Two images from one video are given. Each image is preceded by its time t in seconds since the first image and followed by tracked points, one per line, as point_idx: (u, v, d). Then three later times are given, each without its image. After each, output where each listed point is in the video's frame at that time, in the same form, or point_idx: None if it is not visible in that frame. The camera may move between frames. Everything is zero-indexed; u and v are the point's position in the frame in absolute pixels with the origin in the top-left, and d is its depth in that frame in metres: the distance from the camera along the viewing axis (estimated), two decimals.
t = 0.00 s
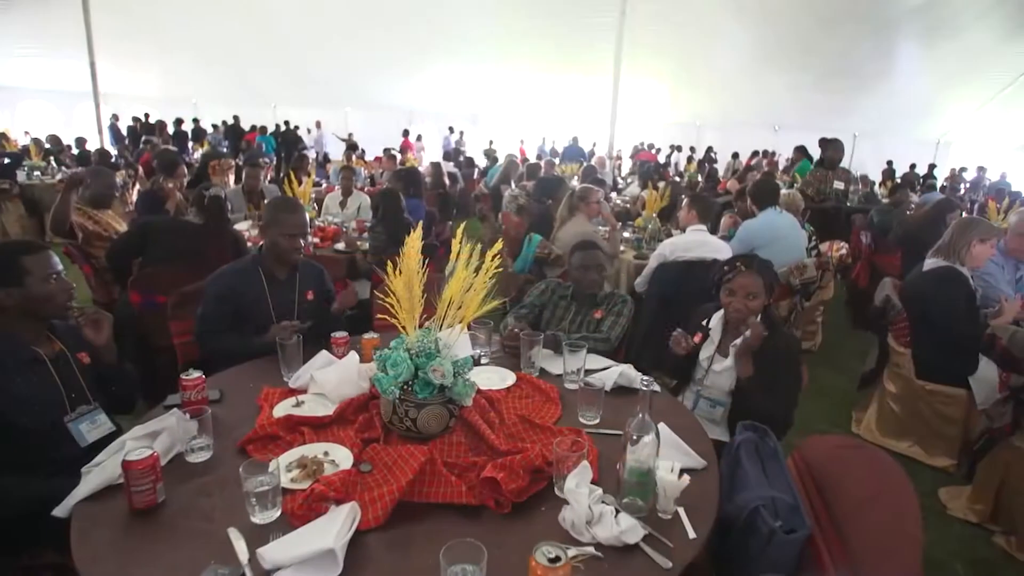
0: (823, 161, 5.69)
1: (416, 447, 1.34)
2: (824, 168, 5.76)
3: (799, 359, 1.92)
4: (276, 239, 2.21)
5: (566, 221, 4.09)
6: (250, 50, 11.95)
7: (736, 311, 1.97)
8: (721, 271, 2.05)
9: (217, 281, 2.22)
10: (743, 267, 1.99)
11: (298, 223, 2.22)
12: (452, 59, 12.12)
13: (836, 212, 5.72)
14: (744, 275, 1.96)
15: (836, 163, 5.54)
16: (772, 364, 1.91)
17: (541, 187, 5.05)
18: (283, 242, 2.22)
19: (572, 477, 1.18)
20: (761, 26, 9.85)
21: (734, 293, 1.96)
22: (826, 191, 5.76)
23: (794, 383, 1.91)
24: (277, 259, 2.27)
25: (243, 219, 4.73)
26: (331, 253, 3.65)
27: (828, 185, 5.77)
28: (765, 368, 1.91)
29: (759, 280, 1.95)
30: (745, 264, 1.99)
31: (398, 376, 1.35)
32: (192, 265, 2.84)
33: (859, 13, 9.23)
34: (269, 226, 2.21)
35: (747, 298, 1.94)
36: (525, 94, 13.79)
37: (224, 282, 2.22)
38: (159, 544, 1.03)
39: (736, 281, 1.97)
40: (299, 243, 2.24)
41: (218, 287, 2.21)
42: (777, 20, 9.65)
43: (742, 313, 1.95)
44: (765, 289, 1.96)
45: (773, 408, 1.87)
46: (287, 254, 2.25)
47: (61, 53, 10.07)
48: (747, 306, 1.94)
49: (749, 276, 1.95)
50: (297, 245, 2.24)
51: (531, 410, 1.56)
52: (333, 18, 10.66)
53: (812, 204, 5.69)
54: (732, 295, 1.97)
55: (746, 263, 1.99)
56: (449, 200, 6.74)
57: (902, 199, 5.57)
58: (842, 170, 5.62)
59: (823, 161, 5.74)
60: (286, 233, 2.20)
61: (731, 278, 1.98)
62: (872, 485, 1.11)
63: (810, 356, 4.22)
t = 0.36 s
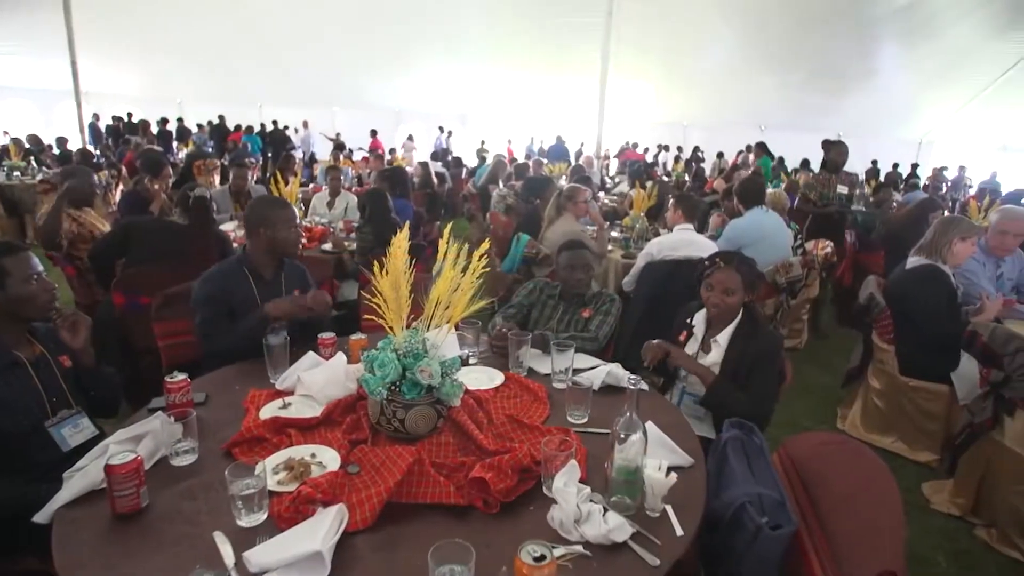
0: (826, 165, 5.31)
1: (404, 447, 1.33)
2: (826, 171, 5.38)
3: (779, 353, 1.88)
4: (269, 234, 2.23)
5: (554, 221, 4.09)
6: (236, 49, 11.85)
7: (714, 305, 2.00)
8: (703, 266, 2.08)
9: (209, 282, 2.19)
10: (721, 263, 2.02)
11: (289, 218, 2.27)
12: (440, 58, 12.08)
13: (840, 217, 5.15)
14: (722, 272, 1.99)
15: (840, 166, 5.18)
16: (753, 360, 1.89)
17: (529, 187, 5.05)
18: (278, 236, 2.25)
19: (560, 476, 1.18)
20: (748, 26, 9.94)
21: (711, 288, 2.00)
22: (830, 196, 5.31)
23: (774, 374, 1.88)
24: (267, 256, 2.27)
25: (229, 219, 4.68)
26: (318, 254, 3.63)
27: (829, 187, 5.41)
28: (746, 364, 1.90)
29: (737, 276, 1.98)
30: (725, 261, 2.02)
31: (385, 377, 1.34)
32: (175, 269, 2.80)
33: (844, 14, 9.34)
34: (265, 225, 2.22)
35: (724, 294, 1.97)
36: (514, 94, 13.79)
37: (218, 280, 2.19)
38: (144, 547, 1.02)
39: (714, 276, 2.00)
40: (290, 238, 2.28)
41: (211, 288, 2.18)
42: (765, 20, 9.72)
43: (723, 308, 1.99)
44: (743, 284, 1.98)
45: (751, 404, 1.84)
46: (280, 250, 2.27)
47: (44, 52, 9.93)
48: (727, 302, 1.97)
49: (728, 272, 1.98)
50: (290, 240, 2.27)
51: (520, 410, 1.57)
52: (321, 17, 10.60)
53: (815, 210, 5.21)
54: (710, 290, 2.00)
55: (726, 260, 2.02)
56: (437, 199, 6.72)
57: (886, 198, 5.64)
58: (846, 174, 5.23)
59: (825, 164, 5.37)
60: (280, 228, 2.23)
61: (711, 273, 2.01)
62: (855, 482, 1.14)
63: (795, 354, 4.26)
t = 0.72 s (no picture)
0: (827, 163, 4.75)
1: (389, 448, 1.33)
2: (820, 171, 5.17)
3: (764, 347, 1.90)
4: (262, 235, 2.21)
5: (540, 221, 4.09)
6: (219, 48, 11.72)
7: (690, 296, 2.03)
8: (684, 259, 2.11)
9: (201, 283, 2.14)
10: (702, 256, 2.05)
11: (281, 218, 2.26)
12: (425, 58, 12.04)
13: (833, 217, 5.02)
14: (699, 264, 2.01)
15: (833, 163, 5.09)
16: (734, 353, 1.91)
17: (515, 186, 5.05)
18: (272, 236, 2.23)
19: (545, 475, 1.18)
20: (732, 27, 10.03)
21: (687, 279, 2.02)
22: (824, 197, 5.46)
23: (756, 369, 1.89)
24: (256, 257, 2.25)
25: (211, 220, 4.62)
26: (302, 254, 3.60)
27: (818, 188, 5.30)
28: (728, 359, 1.91)
29: (713, 269, 2.00)
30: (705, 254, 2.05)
31: (370, 378, 1.33)
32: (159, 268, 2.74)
33: (825, 15, 9.47)
34: (261, 225, 2.19)
35: (698, 284, 2.00)
36: (500, 93, 13.78)
37: (211, 281, 2.16)
38: (124, 554, 1.01)
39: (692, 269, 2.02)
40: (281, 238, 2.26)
41: (204, 289, 2.14)
42: (746, 20, 9.83)
43: (701, 301, 2.01)
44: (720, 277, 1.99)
45: (730, 395, 1.85)
46: (271, 250, 2.26)
47: (18, 50, 9.74)
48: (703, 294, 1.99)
49: (704, 264, 2.01)
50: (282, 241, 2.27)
51: (505, 410, 1.57)
52: (305, 16, 10.50)
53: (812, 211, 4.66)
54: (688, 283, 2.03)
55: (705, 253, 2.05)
56: (422, 199, 6.69)
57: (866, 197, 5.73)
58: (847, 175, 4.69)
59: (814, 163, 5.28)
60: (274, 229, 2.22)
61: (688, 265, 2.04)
62: (838, 473, 1.15)
63: (779, 351, 4.31)
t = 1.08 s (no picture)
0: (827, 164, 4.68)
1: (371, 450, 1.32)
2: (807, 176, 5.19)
3: (737, 341, 1.91)
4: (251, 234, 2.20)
5: (521, 221, 4.09)
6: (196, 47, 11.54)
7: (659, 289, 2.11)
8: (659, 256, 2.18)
9: (192, 285, 2.10)
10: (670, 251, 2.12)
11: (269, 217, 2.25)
12: (406, 58, 11.98)
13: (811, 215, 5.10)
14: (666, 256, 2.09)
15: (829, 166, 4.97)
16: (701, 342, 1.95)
17: (496, 186, 5.06)
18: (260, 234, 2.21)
19: (527, 475, 1.18)
20: (711, 29, 10.14)
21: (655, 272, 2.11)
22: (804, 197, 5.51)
23: (729, 361, 1.90)
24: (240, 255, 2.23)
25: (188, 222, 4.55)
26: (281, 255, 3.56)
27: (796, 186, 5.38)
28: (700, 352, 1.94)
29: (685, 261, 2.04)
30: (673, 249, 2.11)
31: (350, 379, 1.32)
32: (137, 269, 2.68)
33: (802, 18, 9.63)
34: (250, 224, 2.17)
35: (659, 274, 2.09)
36: (482, 93, 13.76)
37: (202, 281, 2.12)
38: (99, 563, 0.99)
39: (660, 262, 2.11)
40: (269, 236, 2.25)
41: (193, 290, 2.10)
42: (723, 22, 9.94)
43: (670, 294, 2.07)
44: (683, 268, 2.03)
45: (699, 385, 1.87)
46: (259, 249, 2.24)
47: None
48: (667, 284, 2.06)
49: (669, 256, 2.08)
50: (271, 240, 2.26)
51: (487, 410, 1.57)
52: (284, 17, 10.39)
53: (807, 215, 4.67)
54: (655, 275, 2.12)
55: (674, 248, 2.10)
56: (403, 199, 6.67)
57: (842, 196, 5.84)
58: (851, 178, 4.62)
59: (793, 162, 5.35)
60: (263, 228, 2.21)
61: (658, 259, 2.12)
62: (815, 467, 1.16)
63: (758, 347, 4.37)
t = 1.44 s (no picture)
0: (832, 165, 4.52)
1: (352, 452, 1.31)
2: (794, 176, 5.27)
3: (701, 333, 1.94)
4: (226, 234, 2.14)
5: (502, 220, 4.09)
6: (171, 45, 11.34)
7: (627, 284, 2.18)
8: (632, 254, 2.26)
9: (167, 290, 2.03)
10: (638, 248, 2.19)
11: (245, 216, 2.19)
12: (387, 57, 11.92)
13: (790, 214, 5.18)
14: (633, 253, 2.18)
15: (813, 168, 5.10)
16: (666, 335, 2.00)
17: (478, 185, 5.07)
18: (235, 235, 2.15)
19: (508, 475, 1.18)
20: (692, 30, 10.26)
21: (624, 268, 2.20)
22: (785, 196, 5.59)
23: (696, 354, 1.92)
24: (217, 256, 2.17)
25: (164, 223, 4.47)
26: (260, 257, 3.52)
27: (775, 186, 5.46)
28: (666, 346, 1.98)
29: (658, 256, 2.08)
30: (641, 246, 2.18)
31: (330, 381, 1.31)
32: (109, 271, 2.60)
33: (780, 20, 9.78)
34: (224, 224, 2.12)
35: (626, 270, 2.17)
36: (463, 92, 13.74)
37: (178, 286, 2.05)
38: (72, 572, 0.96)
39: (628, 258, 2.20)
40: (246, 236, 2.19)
41: (168, 296, 2.03)
42: (701, 22, 10.05)
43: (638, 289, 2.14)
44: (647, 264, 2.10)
45: (663, 379, 1.91)
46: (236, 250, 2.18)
47: None
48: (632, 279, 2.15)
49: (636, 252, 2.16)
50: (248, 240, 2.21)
51: (469, 410, 1.57)
52: (262, 15, 10.27)
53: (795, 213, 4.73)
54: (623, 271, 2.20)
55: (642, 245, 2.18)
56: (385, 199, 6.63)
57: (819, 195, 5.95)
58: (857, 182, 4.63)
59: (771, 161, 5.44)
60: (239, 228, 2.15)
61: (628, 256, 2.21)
62: (793, 461, 1.19)
63: (739, 344, 4.42)
